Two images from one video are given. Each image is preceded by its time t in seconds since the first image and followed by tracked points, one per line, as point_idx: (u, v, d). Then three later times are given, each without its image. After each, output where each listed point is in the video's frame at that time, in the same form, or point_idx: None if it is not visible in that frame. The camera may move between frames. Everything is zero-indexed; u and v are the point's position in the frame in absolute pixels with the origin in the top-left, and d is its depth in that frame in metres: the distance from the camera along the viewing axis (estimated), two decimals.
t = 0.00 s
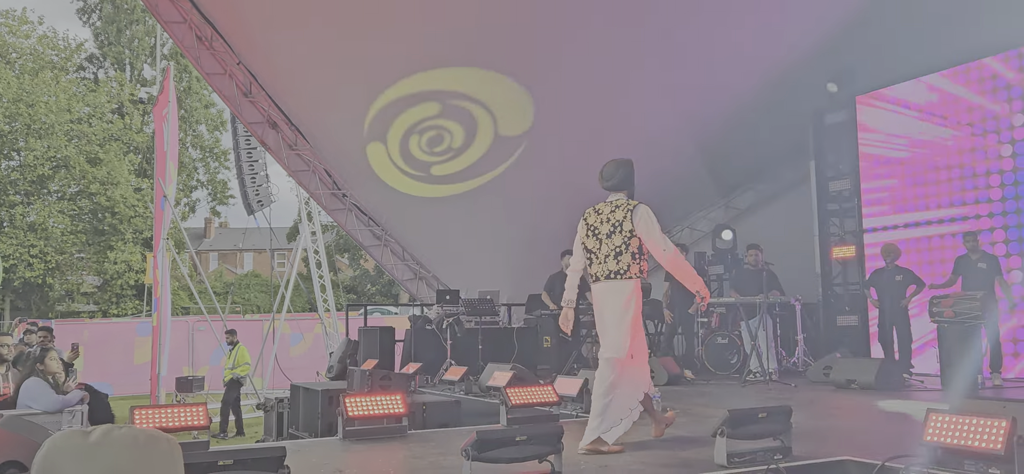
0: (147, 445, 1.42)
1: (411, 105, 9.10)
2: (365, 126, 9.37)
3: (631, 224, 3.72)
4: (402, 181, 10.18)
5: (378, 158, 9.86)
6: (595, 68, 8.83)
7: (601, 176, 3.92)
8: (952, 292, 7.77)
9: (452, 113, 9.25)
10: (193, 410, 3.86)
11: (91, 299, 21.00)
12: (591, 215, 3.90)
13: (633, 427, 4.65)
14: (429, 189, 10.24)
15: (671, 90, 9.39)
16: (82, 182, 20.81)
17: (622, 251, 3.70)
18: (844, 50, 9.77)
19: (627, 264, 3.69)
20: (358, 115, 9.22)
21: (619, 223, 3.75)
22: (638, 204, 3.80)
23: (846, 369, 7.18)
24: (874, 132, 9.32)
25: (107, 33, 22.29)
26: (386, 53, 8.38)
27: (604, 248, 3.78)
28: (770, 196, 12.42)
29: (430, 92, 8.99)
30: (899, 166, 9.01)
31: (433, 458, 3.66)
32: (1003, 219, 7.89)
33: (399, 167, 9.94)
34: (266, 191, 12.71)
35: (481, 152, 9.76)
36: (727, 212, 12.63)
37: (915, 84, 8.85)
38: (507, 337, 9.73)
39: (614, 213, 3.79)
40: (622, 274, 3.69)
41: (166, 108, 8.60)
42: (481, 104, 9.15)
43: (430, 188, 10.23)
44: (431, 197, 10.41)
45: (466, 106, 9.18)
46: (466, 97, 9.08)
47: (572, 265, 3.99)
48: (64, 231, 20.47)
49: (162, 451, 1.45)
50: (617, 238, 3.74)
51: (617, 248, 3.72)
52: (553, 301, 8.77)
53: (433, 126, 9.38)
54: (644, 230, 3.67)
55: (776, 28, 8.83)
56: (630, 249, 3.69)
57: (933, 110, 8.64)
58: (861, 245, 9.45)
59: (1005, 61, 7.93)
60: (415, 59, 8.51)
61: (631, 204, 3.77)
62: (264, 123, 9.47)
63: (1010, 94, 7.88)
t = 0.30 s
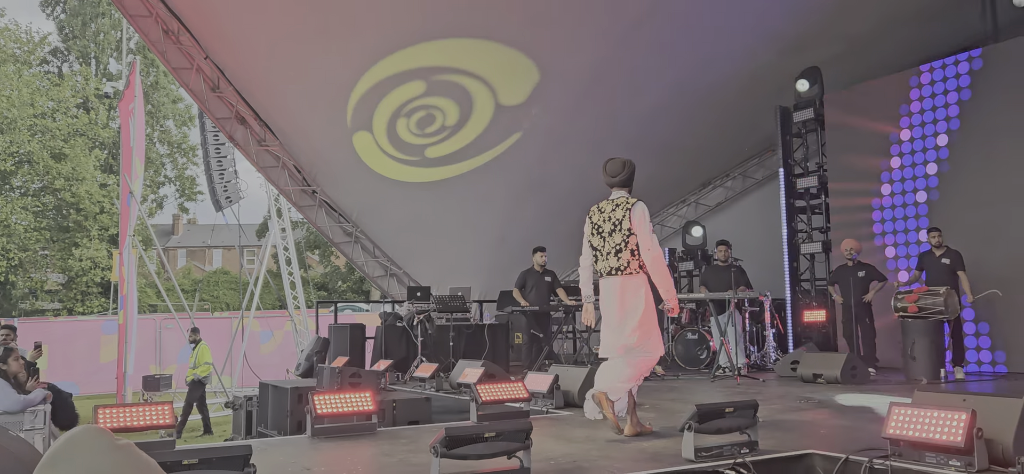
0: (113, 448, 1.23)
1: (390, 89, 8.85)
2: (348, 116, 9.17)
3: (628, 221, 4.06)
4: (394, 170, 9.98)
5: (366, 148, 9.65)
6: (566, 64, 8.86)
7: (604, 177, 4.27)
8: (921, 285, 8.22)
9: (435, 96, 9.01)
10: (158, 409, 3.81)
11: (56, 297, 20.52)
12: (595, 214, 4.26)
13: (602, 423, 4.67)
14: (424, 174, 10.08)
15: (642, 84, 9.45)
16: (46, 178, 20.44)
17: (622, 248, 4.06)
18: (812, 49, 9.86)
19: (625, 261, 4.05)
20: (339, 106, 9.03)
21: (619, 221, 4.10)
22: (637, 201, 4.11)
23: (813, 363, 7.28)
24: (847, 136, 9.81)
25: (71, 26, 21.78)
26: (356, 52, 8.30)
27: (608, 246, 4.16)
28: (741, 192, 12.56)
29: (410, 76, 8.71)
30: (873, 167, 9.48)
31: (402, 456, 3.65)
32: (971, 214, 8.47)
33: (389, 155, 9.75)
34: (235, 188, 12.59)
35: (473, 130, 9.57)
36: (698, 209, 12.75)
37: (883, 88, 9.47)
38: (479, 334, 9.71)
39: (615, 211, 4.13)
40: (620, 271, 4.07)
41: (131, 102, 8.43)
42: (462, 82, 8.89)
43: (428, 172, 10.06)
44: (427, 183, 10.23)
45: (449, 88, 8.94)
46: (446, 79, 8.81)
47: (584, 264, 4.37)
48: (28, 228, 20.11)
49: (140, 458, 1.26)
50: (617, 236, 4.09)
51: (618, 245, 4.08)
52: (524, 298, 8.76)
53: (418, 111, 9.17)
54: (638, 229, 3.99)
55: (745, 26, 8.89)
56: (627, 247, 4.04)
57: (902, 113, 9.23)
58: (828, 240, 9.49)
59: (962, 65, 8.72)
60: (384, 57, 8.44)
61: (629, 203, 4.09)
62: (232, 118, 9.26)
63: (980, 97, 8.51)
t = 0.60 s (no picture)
0: (87, 446, 0.96)
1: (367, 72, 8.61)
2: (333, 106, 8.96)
3: (627, 224, 4.06)
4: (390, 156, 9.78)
5: (354, 137, 9.45)
6: (538, 61, 8.87)
7: (611, 176, 4.26)
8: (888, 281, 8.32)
9: (416, 78, 8.79)
10: (124, 408, 3.76)
11: (21, 296, 19.92)
12: (598, 211, 4.28)
13: (573, 419, 4.68)
14: (421, 155, 9.87)
15: (613, 80, 9.49)
16: (10, 175, 20.30)
17: (618, 248, 4.09)
18: (781, 48, 9.95)
19: (619, 260, 4.07)
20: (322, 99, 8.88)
21: (619, 222, 4.11)
22: (640, 204, 4.10)
23: (782, 359, 7.35)
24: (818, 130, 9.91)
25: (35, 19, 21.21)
26: (329, 49, 8.23)
27: (607, 243, 4.18)
28: (711, 189, 12.70)
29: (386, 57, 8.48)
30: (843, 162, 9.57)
31: (372, 453, 3.63)
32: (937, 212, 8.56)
33: (378, 140, 9.54)
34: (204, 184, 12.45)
35: (464, 107, 9.32)
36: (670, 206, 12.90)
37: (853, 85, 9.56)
38: (451, 332, 9.71)
39: (616, 213, 4.14)
40: (614, 269, 4.10)
41: (97, 97, 8.31)
42: (443, 60, 8.61)
43: (426, 152, 9.84)
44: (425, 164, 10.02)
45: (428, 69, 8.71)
46: (422, 59, 8.57)
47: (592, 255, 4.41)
48: None
49: (118, 462, 0.99)
50: (616, 235, 4.11)
51: (616, 244, 4.11)
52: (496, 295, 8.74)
53: (403, 94, 8.95)
54: (634, 231, 4.00)
55: (716, 24, 8.95)
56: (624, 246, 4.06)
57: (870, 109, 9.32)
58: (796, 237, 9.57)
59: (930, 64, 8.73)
60: (357, 55, 8.38)
61: (632, 205, 4.10)
62: (200, 114, 9.16)
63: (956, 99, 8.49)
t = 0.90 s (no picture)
0: (49, 439, 0.83)
1: (350, 53, 8.33)
2: (313, 89, 8.72)
3: (640, 225, 4.13)
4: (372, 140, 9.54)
5: (341, 124, 9.25)
6: (512, 59, 8.87)
7: (619, 177, 4.31)
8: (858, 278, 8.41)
9: (401, 59, 8.53)
10: (91, 406, 3.70)
11: None
12: (607, 210, 4.33)
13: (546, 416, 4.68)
14: (404, 138, 9.62)
15: (587, 78, 9.50)
16: None
17: (632, 248, 4.15)
18: (753, 48, 10.04)
19: (635, 260, 4.14)
20: (296, 92, 8.74)
21: (630, 222, 4.17)
22: (651, 205, 4.17)
23: (754, 356, 7.41)
24: (786, 125, 9.88)
25: None
26: (302, 47, 8.15)
27: (617, 244, 4.22)
28: (685, 188, 12.81)
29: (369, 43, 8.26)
30: (811, 160, 9.58)
31: (344, 451, 3.60)
32: (906, 211, 8.64)
33: (365, 125, 9.32)
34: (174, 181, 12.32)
35: (451, 90, 9.10)
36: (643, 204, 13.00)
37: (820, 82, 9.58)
38: (425, 329, 9.68)
39: (626, 213, 4.19)
40: (630, 268, 4.15)
41: (65, 92, 8.17)
42: (430, 40, 8.35)
43: (410, 135, 9.61)
44: (410, 148, 9.79)
45: (416, 50, 8.44)
46: (409, 40, 8.30)
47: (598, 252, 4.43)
48: None
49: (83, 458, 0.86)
50: (628, 236, 4.17)
51: (629, 244, 4.16)
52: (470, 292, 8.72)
53: (387, 75, 8.69)
54: (650, 232, 4.08)
55: (689, 24, 9.00)
56: (639, 247, 4.13)
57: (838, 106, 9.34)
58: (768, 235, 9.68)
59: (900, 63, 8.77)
60: (330, 52, 8.32)
61: (642, 205, 4.17)
62: (170, 109, 9.03)
63: (925, 99, 8.55)
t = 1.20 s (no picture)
0: None
1: (335, 32, 8.01)
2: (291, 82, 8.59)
3: (645, 223, 4.04)
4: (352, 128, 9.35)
5: (330, 109, 9.04)
6: (491, 58, 8.87)
7: (615, 179, 4.21)
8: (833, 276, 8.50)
9: (390, 41, 8.25)
10: (60, 407, 3.64)
11: None
12: (606, 211, 4.21)
13: (523, 414, 4.68)
14: (385, 126, 9.44)
15: (565, 76, 9.52)
16: None
17: (638, 245, 4.02)
18: (729, 48, 10.11)
19: (642, 257, 4.01)
20: (273, 88, 8.67)
21: (635, 221, 4.08)
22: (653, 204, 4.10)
23: (730, 354, 7.45)
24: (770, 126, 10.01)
25: None
26: (278, 44, 8.09)
27: (620, 242, 4.08)
28: (661, 187, 12.90)
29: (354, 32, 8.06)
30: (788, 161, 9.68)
31: (319, 451, 3.58)
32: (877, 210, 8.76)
33: (357, 107, 9.08)
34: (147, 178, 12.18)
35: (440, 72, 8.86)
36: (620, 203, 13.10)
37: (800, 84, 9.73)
38: (401, 328, 9.68)
39: (630, 212, 4.10)
40: (636, 265, 4.01)
41: (35, 87, 8.04)
42: (410, 18, 7.99)
43: (393, 118, 9.35)
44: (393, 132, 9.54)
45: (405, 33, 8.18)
46: (398, 20, 8.01)
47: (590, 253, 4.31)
48: None
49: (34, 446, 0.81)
50: (633, 234, 4.05)
51: (635, 242, 4.04)
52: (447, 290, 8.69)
53: (374, 57, 8.40)
54: (660, 228, 4.01)
55: (666, 23, 9.04)
56: (646, 244, 4.03)
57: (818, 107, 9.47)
58: (744, 233, 9.76)
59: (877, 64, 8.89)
60: (306, 51, 8.24)
61: (645, 206, 4.11)
62: (144, 106, 8.90)
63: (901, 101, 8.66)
